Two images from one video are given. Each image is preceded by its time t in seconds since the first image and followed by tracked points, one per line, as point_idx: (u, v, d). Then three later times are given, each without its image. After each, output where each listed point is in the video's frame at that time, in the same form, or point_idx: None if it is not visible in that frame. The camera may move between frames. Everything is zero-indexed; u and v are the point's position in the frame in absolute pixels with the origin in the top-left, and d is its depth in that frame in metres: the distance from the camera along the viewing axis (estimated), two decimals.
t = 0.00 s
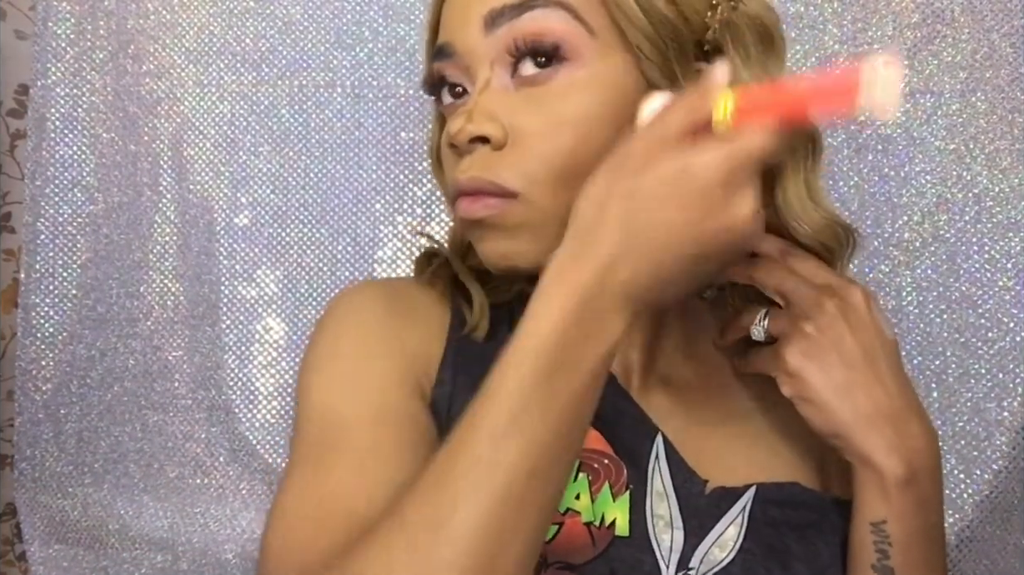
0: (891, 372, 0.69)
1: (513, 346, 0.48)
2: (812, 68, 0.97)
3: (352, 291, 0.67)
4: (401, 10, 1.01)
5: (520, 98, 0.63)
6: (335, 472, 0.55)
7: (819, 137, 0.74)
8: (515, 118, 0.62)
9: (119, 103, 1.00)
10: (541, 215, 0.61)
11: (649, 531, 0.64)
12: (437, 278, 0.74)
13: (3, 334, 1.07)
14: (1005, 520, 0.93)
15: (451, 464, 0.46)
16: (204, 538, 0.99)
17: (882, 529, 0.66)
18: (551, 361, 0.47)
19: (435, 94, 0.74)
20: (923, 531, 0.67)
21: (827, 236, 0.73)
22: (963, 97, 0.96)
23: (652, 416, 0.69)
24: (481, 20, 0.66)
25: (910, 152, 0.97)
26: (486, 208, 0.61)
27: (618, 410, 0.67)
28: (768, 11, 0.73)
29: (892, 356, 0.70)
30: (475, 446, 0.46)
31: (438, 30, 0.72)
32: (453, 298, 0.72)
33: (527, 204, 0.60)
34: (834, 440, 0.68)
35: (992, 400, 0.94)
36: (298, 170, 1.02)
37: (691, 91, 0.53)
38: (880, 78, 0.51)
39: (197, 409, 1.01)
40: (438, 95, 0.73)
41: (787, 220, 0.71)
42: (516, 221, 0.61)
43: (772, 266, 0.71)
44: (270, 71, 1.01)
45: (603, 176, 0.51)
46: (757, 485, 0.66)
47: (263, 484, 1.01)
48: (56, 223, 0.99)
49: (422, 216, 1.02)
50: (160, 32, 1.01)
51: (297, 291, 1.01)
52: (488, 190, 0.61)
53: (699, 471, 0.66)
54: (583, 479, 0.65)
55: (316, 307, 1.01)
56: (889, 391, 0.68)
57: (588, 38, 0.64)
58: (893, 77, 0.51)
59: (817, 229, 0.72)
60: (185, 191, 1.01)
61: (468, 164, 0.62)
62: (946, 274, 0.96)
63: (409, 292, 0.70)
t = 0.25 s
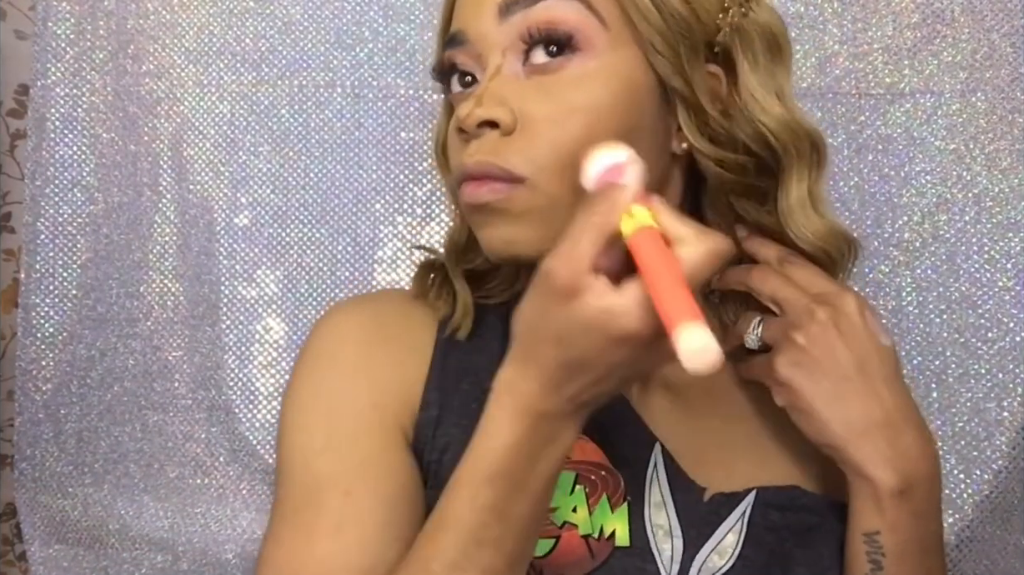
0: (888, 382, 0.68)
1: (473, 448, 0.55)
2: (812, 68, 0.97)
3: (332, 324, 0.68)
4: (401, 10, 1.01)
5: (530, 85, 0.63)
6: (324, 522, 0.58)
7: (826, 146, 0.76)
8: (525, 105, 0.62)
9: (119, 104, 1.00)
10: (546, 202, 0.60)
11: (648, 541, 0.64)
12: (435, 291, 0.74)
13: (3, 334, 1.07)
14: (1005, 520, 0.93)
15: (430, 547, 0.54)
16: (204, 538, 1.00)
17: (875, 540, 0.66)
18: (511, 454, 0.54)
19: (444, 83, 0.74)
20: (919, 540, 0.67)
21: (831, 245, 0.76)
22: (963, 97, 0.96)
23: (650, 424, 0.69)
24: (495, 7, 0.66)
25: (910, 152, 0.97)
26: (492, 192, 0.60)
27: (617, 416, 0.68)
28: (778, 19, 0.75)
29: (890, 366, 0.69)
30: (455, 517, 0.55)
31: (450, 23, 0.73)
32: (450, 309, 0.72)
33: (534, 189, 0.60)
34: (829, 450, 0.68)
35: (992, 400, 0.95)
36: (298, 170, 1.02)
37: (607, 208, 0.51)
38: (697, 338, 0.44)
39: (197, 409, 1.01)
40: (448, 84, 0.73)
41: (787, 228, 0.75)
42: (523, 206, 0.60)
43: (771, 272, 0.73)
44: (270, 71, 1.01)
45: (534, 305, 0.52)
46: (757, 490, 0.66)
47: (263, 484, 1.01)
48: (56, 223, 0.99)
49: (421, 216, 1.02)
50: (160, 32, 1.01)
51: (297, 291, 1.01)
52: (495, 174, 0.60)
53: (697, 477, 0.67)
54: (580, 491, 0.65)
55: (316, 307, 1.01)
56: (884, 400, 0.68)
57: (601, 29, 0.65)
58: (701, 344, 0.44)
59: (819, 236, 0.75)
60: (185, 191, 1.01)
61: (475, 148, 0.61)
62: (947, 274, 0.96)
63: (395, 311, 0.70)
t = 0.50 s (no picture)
0: (875, 383, 0.68)
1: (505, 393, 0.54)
2: (811, 68, 0.97)
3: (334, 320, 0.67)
4: (401, 10, 1.01)
5: (516, 88, 0.63)
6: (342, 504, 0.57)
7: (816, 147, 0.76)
8: (510, 109, 0.62)
9: (118, 104, 1.00)
10: (533, 205, 0.60)
11: (642, 540, 0.64)
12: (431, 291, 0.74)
13: (3, 335, 1.07)
14: (1005, 520, 0.93)
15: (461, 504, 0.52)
16: (204, 539, 1.00)
17: (864, 541, 0.66)
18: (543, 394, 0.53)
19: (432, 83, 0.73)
20: (911, 540, 0.67)
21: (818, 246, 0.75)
22: (963, 97, 0.96)
23: (647, 420, 0.69)
24: (482, 11, 0.66)
25: (910, 152, 0.97)
26: (479, 197, 0.61)
27: (613, 415, 0.68)
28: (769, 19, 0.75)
29: (877, 366, 0.69)
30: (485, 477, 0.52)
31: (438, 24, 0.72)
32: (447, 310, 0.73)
33: (522, 193, 0.60)
34: (818, 452, 0.68)
35: (992, 400, 0.95)
36: (298, 171, 1.02)
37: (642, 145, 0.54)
38: (755, 214, 0.51)
39: (196, 409, 1.01)
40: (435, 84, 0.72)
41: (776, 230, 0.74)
42: (510, 210, 0.61)
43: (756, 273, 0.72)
44: (270, 72, 1.01)
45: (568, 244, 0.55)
46: (752, 490, 0.66)
47: (264, 485, 1.01)
48: (56, 224, 0.99)
49: (422, 216, 1.02)
50: (160, 32, 1.01)
51: (297, 291, 1.01)
52: (482, 178, 0.61)
53: (693, 474, 0.66)
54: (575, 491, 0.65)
55: (316, 307, 1.01)
56: (872, 402, 0.67)
57: (586, 32, 0.64)
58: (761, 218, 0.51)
59: (808, 239, 0.75)
60: (185, 191, 1.01)
61: (462, 152, 0.62)
62: (946, 274, 0.96)
63: (396, 312, 0.70)
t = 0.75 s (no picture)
0: (873, 385, 0.68)
1: (552, 322, 0.54)
2: (812, 68, 0.97)
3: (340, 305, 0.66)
4: (401, 10, 1.01)
5: (509, 94, 0.63)
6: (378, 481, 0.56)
7: (815, 142, 0.75)
8: (503, 116, 0.62)
9: (118, 104, 1.00)
10: (528, 211, 0.61)
11: (643, 539, 0.64)
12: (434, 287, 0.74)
13: (3, 335, 1.07)
14: (1005, 520, 0.93)
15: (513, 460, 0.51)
16: (205, 539, 1.00)
17: (862, 543, 0.66)
18: (591, 319, 0.53)
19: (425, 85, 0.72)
20: (908, 542, 0.67)
21: (815, 244, 0.76)
22: (963, 97, 0.96)
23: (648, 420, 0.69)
24: (473, 17, 0.65)
25: (910, 152, 0.97)
26: (473, 205, 0.61)
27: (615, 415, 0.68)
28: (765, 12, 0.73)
29: (873, 368, 0.69)
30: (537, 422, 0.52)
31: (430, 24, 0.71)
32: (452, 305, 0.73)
33: (516, 200, 0.61)
34: (816, 455, 0.67)
35: (992, 400, 0.95)
36: (298, 170, 1.02)
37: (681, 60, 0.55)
38: (828, 87, 0.51)
39: (196, 409, 1.01)
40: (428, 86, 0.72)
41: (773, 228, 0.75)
42: (505, 217, 0.61)
43: (754, 277, 0.73)
44: (270, 71, 1.01)
45: (613, 155, 0.55)
46: (752, 490, 0.66)
47: (263, 484, 1.01)
48: (56, 224, 0.99)
49: (422, 216, 1.02)
50: (160, 32, 1.01)
51: (297, 291, 1.01)
52: (476, 186, 0.61)
53: (694, 474, 0.67)
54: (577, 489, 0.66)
55: (316, 307, 1.01)
56: (869, 404, 0.67)
57: (578, 34, 0.63)
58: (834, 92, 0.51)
59: (806, 237, 0.75)
60: (185, 191, 1.01)
61: (456, 160, 0.62)
62: (946, 274, 0.96)
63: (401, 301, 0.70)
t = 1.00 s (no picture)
0: (884, 388, 0.68)
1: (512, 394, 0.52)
2: (812, 69, 0.97)
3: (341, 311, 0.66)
4: (401, 10, 1.01)
5: (525, 93, 0.63)
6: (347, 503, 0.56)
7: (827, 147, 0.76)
8: (517, 114, 0.62)
9: (119, 103, 1.00)
10: (541, 211, 0.60)
11: (649, 543, 0.65)
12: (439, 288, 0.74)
13: (3, 334, 1.07)
14: (1005, 520, 0.93)
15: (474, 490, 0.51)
16: (205, 539, 1.00)
17: (872, 547, 0.66)
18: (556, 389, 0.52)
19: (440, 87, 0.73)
20: (918, 545, 0.67)
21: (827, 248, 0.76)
22: (963, 97, 0.96)
23: (654, 423, 0.69)
24: (491, 15, 0.65)
25: (910, 152, 0.97)
26: (486, 203, 0.61)
27: (622, 417, 0.68)
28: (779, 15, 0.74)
29: (885, 371, 0.69)
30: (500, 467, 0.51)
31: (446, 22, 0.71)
32: (455, 307, 0.73)
33: (530, 199, 0.60)
34: (828, 457, 0.67)
35: (992, 400, 0.95)
36: (299, 170, 1.02)
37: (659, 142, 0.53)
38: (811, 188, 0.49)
39: (197, 409, 1.01)
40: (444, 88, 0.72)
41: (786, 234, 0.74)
42: (519, 216, 0.61)
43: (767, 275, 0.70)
44: (270, 71, 1.01)
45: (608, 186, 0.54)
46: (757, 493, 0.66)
47: (263, 485, 1.00)
48: (56, 223, 0.99)
49: (422, 216, 1.02)
50: (160, 32, 1.01)
51: (297, 291, 1.01)
52: (490, 184, 0.61)
53: (700, 479, 0.67)
54: (583, 492, 0.66)
55: (316, 307, 1.01)
56: (881, 408, 0.67)
57: (597, 35, 0.64)
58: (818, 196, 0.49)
59: (817, 242, 0.75)
60: (185, 191, 1.01)
61: (470, 158, 0.62)
62: (947, 275, 0.96)
63: (407, 307, 0.70)
